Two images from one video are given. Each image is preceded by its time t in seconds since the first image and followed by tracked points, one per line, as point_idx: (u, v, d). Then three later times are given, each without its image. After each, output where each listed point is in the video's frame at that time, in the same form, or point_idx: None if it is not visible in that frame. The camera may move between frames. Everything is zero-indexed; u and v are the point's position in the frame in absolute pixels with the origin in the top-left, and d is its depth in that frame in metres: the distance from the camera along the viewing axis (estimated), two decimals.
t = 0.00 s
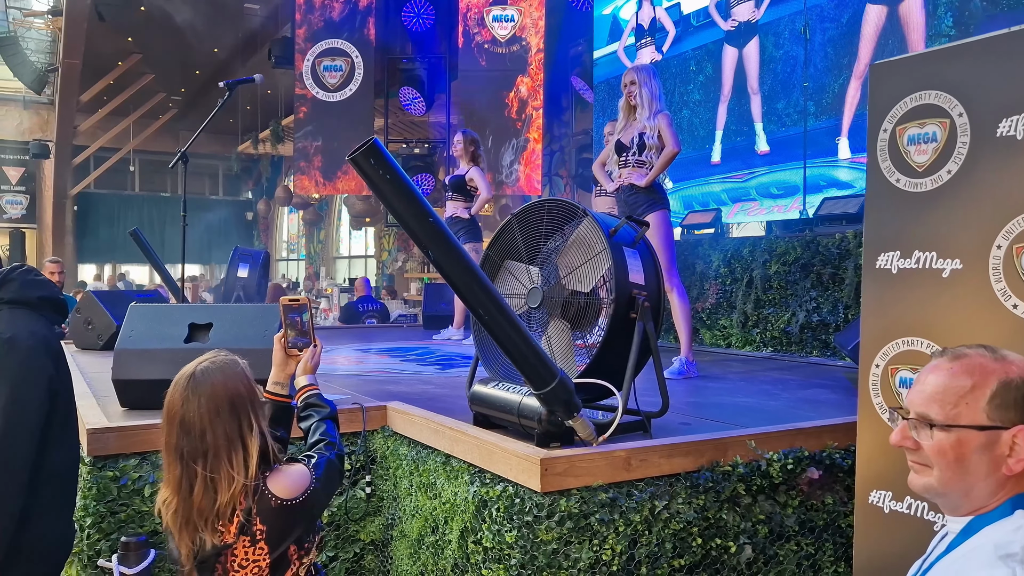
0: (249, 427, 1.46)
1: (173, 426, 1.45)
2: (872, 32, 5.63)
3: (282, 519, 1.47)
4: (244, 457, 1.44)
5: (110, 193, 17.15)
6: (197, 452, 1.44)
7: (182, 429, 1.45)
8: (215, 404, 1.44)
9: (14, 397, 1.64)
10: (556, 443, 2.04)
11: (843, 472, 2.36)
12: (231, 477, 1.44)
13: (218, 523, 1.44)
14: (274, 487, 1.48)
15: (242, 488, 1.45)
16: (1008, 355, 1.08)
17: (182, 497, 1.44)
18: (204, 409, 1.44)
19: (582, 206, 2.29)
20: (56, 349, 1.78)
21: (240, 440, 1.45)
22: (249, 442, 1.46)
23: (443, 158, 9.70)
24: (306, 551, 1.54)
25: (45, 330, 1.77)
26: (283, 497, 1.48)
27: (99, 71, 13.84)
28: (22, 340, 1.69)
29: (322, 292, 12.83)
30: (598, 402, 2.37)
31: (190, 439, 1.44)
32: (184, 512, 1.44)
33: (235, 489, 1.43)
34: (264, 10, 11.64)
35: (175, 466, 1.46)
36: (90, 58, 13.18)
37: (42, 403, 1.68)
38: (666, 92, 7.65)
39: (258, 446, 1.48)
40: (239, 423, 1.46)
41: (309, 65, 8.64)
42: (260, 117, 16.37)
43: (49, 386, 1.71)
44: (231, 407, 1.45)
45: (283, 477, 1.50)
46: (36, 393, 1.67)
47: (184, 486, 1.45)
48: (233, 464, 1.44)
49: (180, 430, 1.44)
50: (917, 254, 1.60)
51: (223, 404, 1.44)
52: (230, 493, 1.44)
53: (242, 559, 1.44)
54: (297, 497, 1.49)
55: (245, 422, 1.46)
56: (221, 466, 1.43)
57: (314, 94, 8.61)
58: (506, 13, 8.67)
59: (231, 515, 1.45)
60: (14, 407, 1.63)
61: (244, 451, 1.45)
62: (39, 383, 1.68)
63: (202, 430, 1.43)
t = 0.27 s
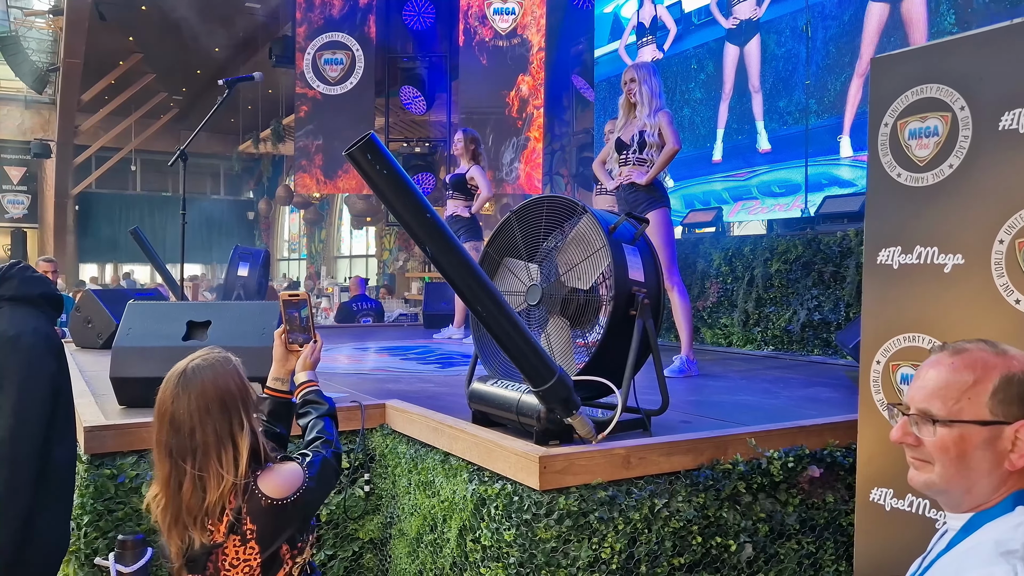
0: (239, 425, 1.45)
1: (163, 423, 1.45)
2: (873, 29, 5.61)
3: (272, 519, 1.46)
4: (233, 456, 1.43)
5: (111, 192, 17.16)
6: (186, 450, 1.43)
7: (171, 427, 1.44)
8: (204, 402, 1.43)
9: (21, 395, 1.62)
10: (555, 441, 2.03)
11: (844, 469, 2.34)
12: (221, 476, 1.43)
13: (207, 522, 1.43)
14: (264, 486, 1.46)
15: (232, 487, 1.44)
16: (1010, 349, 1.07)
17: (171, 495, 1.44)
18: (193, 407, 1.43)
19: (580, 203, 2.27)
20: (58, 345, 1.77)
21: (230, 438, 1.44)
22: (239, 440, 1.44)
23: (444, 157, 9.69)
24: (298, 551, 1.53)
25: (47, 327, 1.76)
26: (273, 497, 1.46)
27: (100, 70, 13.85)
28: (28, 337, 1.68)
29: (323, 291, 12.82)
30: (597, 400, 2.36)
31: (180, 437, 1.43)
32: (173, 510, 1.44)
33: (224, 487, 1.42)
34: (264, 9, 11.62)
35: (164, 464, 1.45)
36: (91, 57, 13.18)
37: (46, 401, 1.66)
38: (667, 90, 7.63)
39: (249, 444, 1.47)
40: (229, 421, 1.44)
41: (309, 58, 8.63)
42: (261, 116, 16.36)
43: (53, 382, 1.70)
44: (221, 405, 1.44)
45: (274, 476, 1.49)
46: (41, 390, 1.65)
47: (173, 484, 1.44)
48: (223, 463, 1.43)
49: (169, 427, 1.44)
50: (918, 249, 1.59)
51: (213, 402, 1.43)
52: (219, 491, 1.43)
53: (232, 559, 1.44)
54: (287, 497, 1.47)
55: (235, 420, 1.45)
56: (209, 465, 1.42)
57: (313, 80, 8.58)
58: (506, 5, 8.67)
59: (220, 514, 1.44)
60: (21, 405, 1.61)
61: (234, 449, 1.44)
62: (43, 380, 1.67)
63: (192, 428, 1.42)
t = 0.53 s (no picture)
0: (233, 429, 1.44)
1: (157, 426, 1.45)
2: (876, 29, 5.59)
3: (265, 525, 1.45)
4: (225, 461, 1.42)
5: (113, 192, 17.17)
6: (178, 453, 1.42)
7: (165, 429, 1.44)
8: (198, 405, 1.42)
9: (38, 394, 1.61)
10: (555, 443, 2.02)
11: (845, 472, 2.33)
12: (213, 480, 1.42)
13: (199, 526, 1.43)
14: (257, 491, 1.46)
15: (225, 491, 1.43)
16: (1010, 352, 1.06)
17: (164, 498, 1.44)
18: (186, 410, 1.42)
19: (581, 204, 2.27)
20: (64, 346, 1.76)
21: (224, 443, 1.43)
22: (232, 445, 1.44)
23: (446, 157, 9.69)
24: (293, 556, 1.52)
25: (54, 327, 1.75)
26: (266, 502, 1.45)
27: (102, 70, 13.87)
28: (40, 337, 1.67)
29: (325, 292, 12.82)
30: (598, 401, 2.36)
31: (173, 441, 1.43)
32: (166, 514, 1.44)
33: (216, 492, 1.42)
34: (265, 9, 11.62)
35: (158, 466, 1.45)
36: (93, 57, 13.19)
37: (58, 402, 1.65)
38: (669, 90, 7.62)
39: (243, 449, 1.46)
40: (222, 425, 1.44)
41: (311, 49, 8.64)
42: (263, 116, 16.36)
43: (63, 382, 1.69)
44: (215, 409, 1.43)
45: (268, 481, 1.48)
46: (55, 389, 1.65)
47: (165, 487, 1.44)
48: (216, 467, 1.42)
49: (162, 430, 1.44)
50: (921, 251, 1.58)
51: (206, 406, 1.43)
52: (210, 496, 1.42)
53: (224, 564, 1.43)
54: (281, 503, 1.46)
55: (229, 424, 1.44)
56: (202, 469, 1.42)
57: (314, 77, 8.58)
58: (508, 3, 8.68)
59: (213, 518, 1.44)
60: (39, 404, 1.61)
61: (227, 454, 1.43)
62: (55, 381, 1.66)
63: (185, 432, 1.42)
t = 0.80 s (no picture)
0: (231, 429, 1.45)
1: (157, 425, 1.46)
2: (879, 29, 5.58)
3: (263, 525, 1.45)
4: (223, 461, 1.43)
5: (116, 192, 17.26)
6: (176, 452, 1.44)
7: (164, 429, 1.45)
8: (196, 405, 1.43)
9: (43, 393, 1.62)
10: (556, 443, 2.03)
11: (846, 472, 2.34)
12: (209, 480, 1.43)
13: (197, 525, 1.44)
14: (254, 492, 1.46)
15: (222, 491, 1.44)
16: (1004, 354, 1.07)
17: (163, 498, 1.45)
18: (184, 410, 1.43)
19: (582, 204, 2.27)
20: (67, 345, 1.76)
21: (221, 442, 1.44)
22: (230, 446, 1.44)
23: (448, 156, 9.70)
24: (292, 556, 1.52)
25: (57, 326, 1.76)
26: (263, 503, 1.45)
27: (105, 70, 13.91)
28: (44, 337, 1.68)
29: (327, 291, 12.85)
30: (598, 402, 2.36)
31: (171, 440, 1.44)
32: (165, 513, 1.45)
33: (212, 491, 1.43)
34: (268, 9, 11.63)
35: (158, 465, 1.46)
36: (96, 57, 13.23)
37: (64, 402, 1.66)
38: (672, 90, 7.62)
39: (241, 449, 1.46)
40: (220, 425, 1.44)
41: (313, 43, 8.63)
42: (265, 116, 16.39)
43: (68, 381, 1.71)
44: (213, 409, 1.44)
45: (266, 481, 1.48)
46: (60, 389, 1.66)
47: (164, 486, 1.45)
48: (213, 467, 1.43)
49: (161, 430, 1.45)
50: (920, 252, 1.58)
51: (205, 406, 1.43)
52: (207, 495, 1.43)
53: (222, 563, 1.44)
54: (278, 503, 1.47)
55: (228, 424, 1.45)
56: (200, 469, 1.43)
57: (316, 72, 8.62)
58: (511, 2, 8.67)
59: (210, 518, 1.45)
60: (44, 404, 1.61)
61: (225, 454, 1.44)
62: (61, 381, 1.67)
63: (184, 431, 1.43)
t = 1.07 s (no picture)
0: (234, 434, 1.46)
1: (162, 427, 1.48)
2: (882, 30, 5.58)
3: (265, 530, 1.47)
4: (226, 466, 1.45)
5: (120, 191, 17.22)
6: (181, 455, 1.45)
7: (169, 432, 1.47)
8: (200, 409, 1.45)
9: (43, 395, 1.62)
10: (559, 445, 2.04)
11: (848, 474, 2.35)
12: (212, 483, 1.45)
13: (200, 528, 1.47)
14: (257, 496, 1.47)
15: (225, 495, 1.46)
16: (1001, 361, 1.08)
17: (167, 499, 1.48)
18: (189, 413, 1.45)
19: (585, 208, 2.28)
20: (70, 346, 1.77)
21: (225, 447, 1.46)
22: (234, 450, 1.46)
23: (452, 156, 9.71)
24: (296, 559, 1.54)
25: (61, 328, 1.76)
26: (266, 507, 1.47)
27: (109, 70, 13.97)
28: (46, 338, 1.68)
29: (330, 291, 12.88)
30: (602, 404, 2.37)
31: (176, 443, 1.46)
32: (169, 514, 1.48)
33: (215, 495, 1.45)
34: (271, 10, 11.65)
35: (163, 467, 1.48)
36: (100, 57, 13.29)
37: (64, 403, 1.67)
38: (675, 90, 7.61)
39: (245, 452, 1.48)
40: (224, 429, 1.46)
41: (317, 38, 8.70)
42: (269, 116, 16.42)
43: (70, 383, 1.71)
44: (217, 413, 1.46)
45: (269, 485, 1.50)
46: (61, 391, 1.66)
47: (168, 488, 1.47)
48: (217, 471, 1.45)
49: (166, 433, 1.47)
50: (921, 258, 1.59)
51: (209, 411, 1.45)
52: (210, 499, 1.45)
53: (226, 565, 1.46)
54: (280, 508, 1.48)
55: (231, 428, 1.46)
56: (204, 473, 1.45)
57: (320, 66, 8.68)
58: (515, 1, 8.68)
59: (213, 521, 1.47)
60: (43, 405, 1.62)
61: (229, 458, 1.46)
62: (62, 382, 1.67)
63: (188, 435, 1.45)
